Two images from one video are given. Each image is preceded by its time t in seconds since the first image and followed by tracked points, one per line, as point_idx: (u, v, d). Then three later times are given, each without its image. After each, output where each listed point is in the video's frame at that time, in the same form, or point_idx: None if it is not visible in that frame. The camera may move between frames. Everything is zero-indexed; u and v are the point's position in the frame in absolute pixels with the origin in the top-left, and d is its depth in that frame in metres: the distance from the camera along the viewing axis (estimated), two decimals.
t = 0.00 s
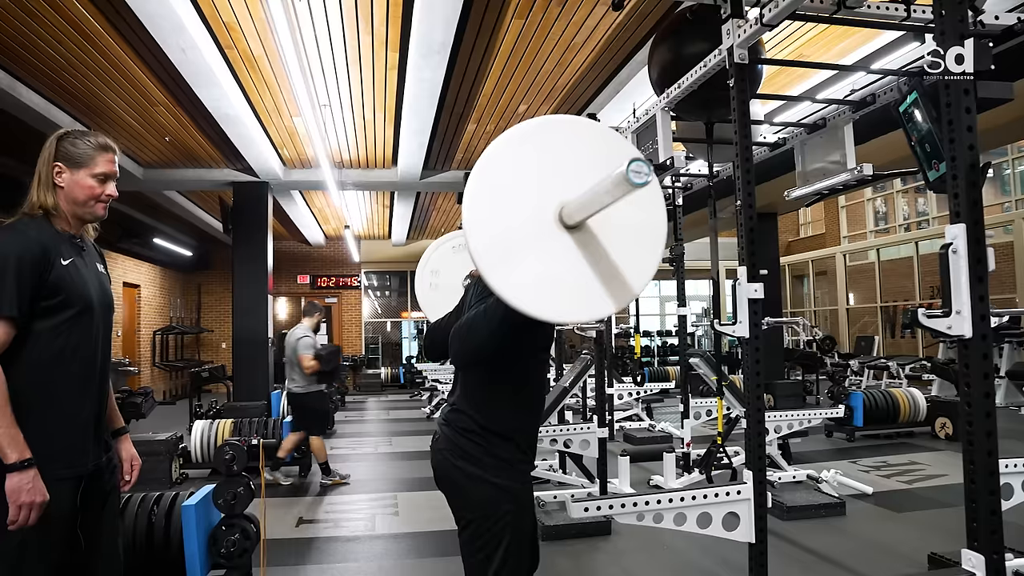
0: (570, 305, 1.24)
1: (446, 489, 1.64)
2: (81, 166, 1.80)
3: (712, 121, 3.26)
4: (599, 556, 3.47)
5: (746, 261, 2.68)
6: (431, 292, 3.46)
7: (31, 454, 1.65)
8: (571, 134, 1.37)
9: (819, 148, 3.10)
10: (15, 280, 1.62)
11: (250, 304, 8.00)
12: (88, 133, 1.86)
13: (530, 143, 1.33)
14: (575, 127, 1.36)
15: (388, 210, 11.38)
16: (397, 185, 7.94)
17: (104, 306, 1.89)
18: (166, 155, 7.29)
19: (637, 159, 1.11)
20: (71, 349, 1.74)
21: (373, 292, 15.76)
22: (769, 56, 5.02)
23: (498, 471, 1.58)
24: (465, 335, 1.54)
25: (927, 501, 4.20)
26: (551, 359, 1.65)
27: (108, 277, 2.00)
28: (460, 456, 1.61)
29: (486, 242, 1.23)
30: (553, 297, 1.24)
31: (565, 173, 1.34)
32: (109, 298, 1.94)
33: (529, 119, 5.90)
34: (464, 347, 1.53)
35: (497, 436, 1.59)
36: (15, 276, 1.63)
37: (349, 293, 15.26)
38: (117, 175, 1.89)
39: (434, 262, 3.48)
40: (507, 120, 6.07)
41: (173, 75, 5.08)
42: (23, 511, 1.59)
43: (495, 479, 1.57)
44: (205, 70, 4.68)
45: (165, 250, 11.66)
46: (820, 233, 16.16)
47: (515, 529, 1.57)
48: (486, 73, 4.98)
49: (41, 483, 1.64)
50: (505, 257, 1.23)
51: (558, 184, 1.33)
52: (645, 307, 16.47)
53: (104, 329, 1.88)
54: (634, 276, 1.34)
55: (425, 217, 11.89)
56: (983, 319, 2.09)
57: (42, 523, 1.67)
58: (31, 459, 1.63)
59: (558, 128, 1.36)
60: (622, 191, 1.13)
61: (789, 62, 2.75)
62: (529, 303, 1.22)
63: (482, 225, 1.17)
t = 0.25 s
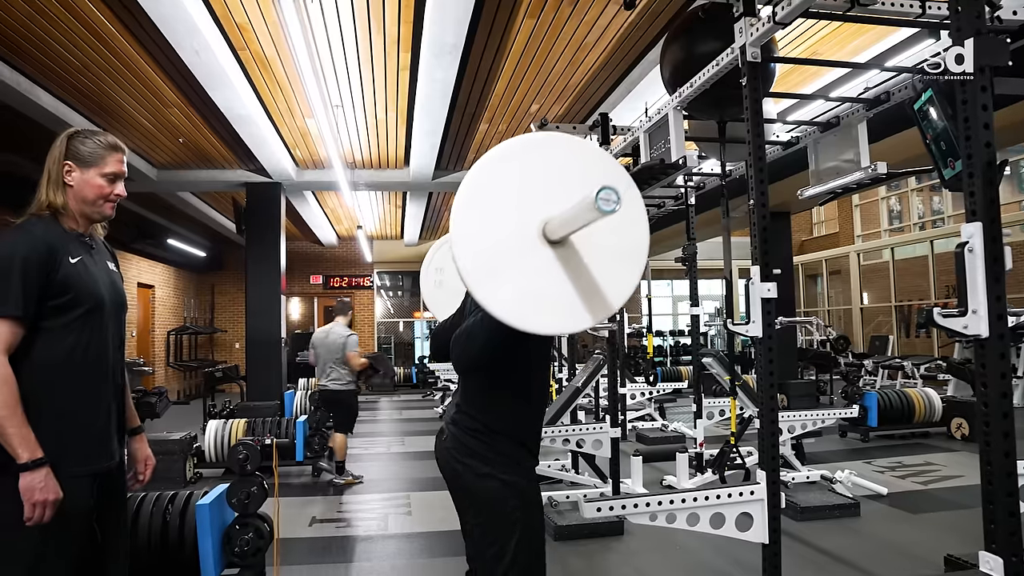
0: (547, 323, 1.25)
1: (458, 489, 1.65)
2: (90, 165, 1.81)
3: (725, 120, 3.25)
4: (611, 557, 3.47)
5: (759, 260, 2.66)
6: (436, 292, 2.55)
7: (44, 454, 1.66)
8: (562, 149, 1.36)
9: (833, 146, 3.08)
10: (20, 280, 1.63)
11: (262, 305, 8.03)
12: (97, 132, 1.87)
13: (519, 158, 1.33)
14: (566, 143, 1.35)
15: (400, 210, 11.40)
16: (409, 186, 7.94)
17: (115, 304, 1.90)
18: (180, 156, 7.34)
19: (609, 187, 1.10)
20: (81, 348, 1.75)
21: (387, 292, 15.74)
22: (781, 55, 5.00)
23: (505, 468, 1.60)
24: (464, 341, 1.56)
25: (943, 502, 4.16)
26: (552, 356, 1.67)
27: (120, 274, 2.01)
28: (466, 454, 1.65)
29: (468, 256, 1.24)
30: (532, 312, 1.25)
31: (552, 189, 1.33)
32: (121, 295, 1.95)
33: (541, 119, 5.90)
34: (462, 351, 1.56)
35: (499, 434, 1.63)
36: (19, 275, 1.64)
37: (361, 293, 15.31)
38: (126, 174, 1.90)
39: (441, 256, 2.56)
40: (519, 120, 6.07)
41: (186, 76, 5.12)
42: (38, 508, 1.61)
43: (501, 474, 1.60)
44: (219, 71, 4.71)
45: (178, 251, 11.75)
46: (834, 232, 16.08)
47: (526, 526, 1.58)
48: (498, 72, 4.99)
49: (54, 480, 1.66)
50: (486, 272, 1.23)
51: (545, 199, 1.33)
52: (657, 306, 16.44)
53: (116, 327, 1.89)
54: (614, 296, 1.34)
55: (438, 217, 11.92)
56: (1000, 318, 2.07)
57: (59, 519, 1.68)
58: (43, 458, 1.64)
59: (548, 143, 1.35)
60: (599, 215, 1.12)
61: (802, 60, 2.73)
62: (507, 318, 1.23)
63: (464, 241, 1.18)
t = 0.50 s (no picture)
0: (543, 333, 1.25)
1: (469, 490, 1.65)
2: (105, 166, 1.83)
3: (737, 119, 3.24)
4: (624, 556, 3.47)
5: (772, 259, 2.64)
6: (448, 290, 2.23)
7: (64, 453, 1.67)
8: (565, 161, 1.37)
9: (846, 145, 3.07)
10: (40, 281, 1.65)
11: (275, 305, 8.06)
12: (111, 134, 1.88)
13: (521, 168, 1.33)
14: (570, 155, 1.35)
15: (412, 210, 11.42)
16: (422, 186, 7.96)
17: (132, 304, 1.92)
18: (194, 158, 7.40)
19: (602, 209, 1.12)
20: (97, 348, 1.76)
21: (399, 292, 15.56)
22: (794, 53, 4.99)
23: (514, 464, 1.62)
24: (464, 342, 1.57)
25: (960, 504, 4.13)
26: (555, 357, 1.67)
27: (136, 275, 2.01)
28: (470, 452, 1.67)
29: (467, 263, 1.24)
30: (528, 321, 1.25)
31: (553, 201, 1.34)
32: (137, 295, 1.96)
33: (554, 119, 5.91)
34: (466, 352, 1.56)
35: (500, 432, 1.64)
36: (38, 275, 1.65)
37: (374, 293, 15.37)
38: (139, 175, 1.91)
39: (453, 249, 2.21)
40: (531, 119, 6.08)
41: (200, 78, 5.15)
42: (59, 506, 1.61)
43: (507, 470, 1.62)
44: (232, 73, 4.73)
45: (192, 252, 11.83)
46: (848, 231, 16.00)
47: (535, 527, 1.58)
48: (511, 72, 5.00)
49: (74, 479, 1.65)
50: (484, 279, 1.23)
51: (546, 210, 1.33)
52: (670, 306, 16.41)
53: (133, 327, 1.90)
54: (612, 309, 1.32)
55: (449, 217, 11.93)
56: (1017, 317, 2.05)
57: (78, 517, 1.70)
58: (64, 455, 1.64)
59: (551, 155, 1.35)
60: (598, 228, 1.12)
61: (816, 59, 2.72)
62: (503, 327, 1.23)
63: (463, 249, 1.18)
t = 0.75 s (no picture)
0: (554, 330, 1.24)
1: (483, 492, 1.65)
2: (118, 168, 1.84)
3: (750, 117, 3.22)
4: (636, 556, 3.47)
5: (785, 259, 2.61)
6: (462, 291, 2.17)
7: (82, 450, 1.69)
8: (580, 152, 1.34)
9: (858, 144, 3.06)
10: (57, 280, 1.66)
11: (287, 305, 8.10)
12: (125, 135, 1.89)
13: (535, 162, 1.31)
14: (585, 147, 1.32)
15: (424, 210, 11.43)
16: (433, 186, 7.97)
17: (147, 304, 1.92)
18: (207, 159, 7.45)
19: (618, 200, 1.07)
20: (113, 347, 1.77)
21: (410, 293, 15.11)
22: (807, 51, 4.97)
23: (530, 470, 1.61)
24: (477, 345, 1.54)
25: (977, 505, 4.10)
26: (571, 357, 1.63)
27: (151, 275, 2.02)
28: (486, 456, 1.66)
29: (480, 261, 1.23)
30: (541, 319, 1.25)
31: (566, 195, 1.31)
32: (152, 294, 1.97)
33: (565, 119, 5.92)
34: (478, 355, 1.61)
35: (518, 436, 1.60)
36: (54, 275, 1.66)
37: (385, 293, 15.38)
38: (153, 176, 1.92)
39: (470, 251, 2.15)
40: (542, 119, 6.08)
41: (213, 80, 5.18)
42: (80, 502, 1.63)
43: (523, 478, 1.60)
44: (245, 74, 4.75)
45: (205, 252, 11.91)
46: (861, 230, 15.92)
47: (547, 528, 1.58)
48: (522, 72, 5.01)
49: (93, 475, 1.67)
50: (495, 276, 1.23)
51: (559, 204, 1.31)
52: (682, 306, 16.39)
53: (149, 326, 1.91)
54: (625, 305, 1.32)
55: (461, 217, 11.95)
56: None
57: (97, 513, 1.72)
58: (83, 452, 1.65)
59: (565, 147, 1.32)
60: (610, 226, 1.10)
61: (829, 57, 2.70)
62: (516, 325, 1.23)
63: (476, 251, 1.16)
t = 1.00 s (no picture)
0: (567, 322, 1.16)
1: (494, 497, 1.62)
2: (131, 170, 1.85)
3: (761, 116, 3.21)
4: (648, 557, 3.47)
5: (797, 258, 2.59)
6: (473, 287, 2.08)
7: (94, 449, 1.69)
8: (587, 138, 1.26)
9: (871, 143, 3.05)
10: (72, 280, 1.67)
11: (299, 306, 8.14)
12: (139, 137, 1.90)
13: (542, 148, 1.24)
14: (593, 131, 1.25)
15: (435, 210, 11.44)
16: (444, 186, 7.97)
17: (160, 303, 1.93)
18: (219, 160, 7.49)
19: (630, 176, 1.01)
20: (127, 347, 1.78)
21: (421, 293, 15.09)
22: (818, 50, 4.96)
23: (543, 473, 1.56)
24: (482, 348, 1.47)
25: (991, 506, 4.07)
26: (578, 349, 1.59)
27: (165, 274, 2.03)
28: (496, 458, 1.60)
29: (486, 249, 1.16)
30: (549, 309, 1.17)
31: (574, 181, 1.24)
32: (166, 293, 1.98)
33: (576, 119, 5.93)
34: (483, 355, 1.46)
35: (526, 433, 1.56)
36: (69, 274, 1.67)
37: (396, 293, 15.42)
38: (166, 178, 1.93)
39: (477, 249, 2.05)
40: (553, 119, 6.09)
41: (224, 81, 5.20)
42: (90, 501, 1.63)
43: (536, 480, 1.55)
44: (255, 75, 4.77)
45: (218, 252, 12.00)
46: (873, 229, 15.86)
47: (560, 530, 1.52)
48: (532, 72, 5.01)
49: (105, 474, 1.67)
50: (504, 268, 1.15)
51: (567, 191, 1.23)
52: (693, 305, 16.37)
53: (162, 325, 1.91)
54: (638, 293, 1.23)
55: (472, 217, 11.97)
56: None
57: (109, 511, 1.72)
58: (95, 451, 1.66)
59: (573, 134, 1.25)
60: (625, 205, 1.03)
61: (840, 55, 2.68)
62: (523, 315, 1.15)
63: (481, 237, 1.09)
